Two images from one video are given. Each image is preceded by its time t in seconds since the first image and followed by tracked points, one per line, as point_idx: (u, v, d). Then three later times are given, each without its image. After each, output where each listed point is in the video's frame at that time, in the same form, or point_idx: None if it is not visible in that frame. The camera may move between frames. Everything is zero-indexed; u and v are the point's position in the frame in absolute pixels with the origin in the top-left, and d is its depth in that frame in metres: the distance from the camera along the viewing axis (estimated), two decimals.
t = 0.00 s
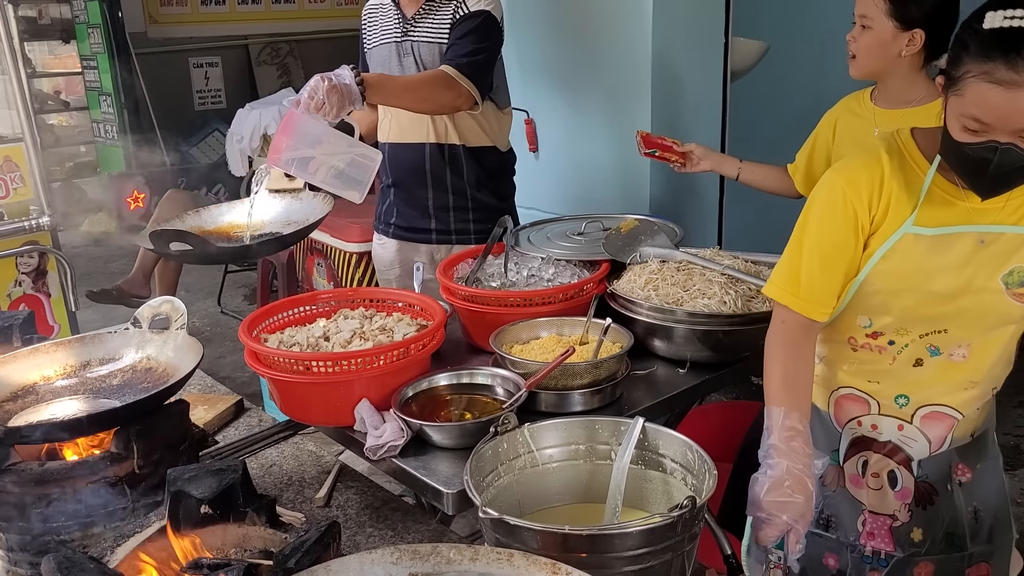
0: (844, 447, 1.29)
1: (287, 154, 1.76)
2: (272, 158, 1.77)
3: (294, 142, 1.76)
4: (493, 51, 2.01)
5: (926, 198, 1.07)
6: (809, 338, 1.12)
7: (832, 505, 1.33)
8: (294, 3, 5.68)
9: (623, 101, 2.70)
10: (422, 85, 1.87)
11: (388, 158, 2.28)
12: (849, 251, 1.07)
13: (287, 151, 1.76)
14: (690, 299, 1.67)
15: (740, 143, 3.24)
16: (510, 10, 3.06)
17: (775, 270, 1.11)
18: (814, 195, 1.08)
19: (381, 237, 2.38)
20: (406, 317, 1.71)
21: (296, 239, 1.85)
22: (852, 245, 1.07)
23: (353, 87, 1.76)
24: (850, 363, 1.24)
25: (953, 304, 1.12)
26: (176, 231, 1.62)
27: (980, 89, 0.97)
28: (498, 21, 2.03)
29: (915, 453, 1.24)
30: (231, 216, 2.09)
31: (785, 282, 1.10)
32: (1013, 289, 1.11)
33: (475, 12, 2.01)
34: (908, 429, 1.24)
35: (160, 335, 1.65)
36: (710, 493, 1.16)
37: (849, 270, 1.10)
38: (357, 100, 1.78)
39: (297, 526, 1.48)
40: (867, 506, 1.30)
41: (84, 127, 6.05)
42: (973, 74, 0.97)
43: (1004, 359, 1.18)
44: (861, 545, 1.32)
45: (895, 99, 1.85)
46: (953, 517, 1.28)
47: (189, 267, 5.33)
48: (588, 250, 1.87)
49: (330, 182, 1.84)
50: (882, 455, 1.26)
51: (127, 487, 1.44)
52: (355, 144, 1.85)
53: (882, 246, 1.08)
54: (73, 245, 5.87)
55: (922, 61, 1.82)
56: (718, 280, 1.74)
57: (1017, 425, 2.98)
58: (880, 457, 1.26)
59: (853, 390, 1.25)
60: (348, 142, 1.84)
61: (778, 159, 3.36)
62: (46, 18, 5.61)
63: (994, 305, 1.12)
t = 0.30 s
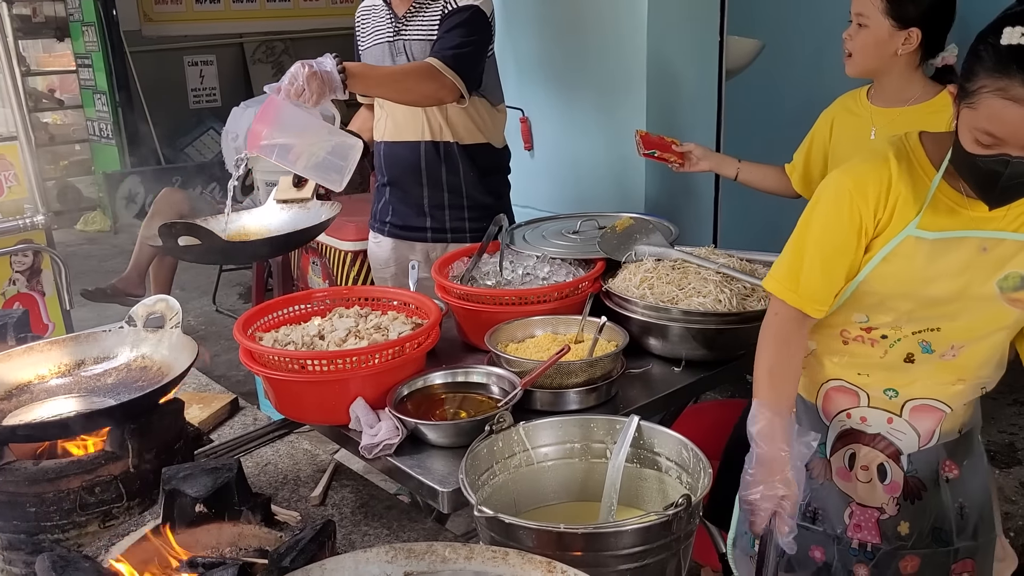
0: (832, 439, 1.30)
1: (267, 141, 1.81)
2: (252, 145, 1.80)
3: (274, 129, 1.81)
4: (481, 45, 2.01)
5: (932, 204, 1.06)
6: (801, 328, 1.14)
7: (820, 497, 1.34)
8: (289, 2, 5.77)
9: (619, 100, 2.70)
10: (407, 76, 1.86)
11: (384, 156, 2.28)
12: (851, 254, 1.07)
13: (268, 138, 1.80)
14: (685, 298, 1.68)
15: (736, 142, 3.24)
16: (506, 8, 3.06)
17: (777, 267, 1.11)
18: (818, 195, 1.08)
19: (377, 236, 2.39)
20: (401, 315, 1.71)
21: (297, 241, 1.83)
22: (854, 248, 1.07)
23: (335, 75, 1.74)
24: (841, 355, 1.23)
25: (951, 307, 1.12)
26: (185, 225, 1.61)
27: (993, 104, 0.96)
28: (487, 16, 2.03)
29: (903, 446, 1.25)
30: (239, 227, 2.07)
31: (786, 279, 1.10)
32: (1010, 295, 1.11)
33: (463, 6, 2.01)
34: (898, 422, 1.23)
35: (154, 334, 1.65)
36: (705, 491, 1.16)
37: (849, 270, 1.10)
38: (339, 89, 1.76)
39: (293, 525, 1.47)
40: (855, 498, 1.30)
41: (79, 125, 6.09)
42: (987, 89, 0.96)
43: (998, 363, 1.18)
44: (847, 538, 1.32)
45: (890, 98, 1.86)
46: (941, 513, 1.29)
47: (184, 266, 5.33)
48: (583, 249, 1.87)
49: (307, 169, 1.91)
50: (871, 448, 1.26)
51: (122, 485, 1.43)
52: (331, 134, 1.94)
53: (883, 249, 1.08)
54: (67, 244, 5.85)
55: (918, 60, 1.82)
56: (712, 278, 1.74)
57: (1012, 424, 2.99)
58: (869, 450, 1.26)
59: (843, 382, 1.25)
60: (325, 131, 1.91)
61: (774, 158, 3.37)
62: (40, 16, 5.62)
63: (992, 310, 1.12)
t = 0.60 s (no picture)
0: (834, 449, 1.31)
1: (257, 128, 1.80)
2: (240, 131, 1.80)
3: (264, 117, 1.80)
4: (477, 44, 2.01)
5: (921, 224, 1.07)
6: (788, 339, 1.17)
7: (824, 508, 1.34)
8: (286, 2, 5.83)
9: (615, 101, 2.70)
10: (399, 72, 1.86)
11: (382, 158, 2.28)
12: (837, 271, 1.10)
13: (256, 126, 1.80)
14: (683, 299, 1.68)
15: (733, 143, 3.25)
16: (503, 9, 3.05)
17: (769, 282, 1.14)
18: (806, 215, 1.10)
19: (377, 236, 2.39)
20: (399, 317, 1.71)
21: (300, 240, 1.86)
22: (842, 265, 1.09)
23: (326, 66, 1.73)
24: (837, 367, 1.24)
25: (944, 323, 1.14)
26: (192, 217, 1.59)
27: (988, 126, 0.97)
28: (483, 16, 2.03)
29: (905, 449, 1.26)
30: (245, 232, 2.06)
31: (776, 294, 1.13)
32: (1003, 312, 1.12)
33: (459, 5, 2.01)
34: (898, 426, 1.24)
35: (152, 335, 1.64)
36: (704, 493, 1.17)
37: (836, 286, 1.12)
38: (330, 81, 1.75)
39: (291, 527, 1.47)
40: (860, 506, 1.31)
41: (75, 125, 6.10)
42: (983, 111, 0.97)
43: (988, 377, 1.20)
44: (856, 547, 1.33)
45: (887, 100, 1.87)
46: (945, 517, 1.29)
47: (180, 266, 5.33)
48: (580, 251, 1.87)
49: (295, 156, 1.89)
50: (874, 454, 1.27)
51: (120, 487, 1.43)
52: (322, 125, 1.92)
53: (873, 268, 1.10)
54: (63, 244, 5.85)
55: (915, 63, 1.82)
56: (710, 280, 1.75)
57: (1008, 425, 3.00)
58: (871, 456, 1.28)
59: (839, 392, 1.26)
60: (317, 120, 1.90)
61: (770, 160, 3.37)
62: (36, 15, 5.64)
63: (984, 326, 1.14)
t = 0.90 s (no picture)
0: (841, 466, 1.34)
1: (258, 122, 1.80)
2: (242, 123, 1.80)
3: (265, 112, 1.81)
4: (480, 46, 2.01)
5: (940, 273, 1.06)
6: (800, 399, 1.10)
7: (833, 523, 1.38)
8: (283, 3, 5.83)
9: (612, 103, 2.71)
10: (396, 71, 1.85)
11: (385, 160, 2.29)
12: (859, 326, 1.05)
13: (258, 120, 1.80)
14: (680, 302, 1.69)
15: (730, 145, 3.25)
16: (500, 11, 3.05)
17: (785, 339, 1.07)
18: (823, 263, 1.05)
19: (378, 238, 2.39)
20: (396, 319, 1.71)
21: (299, 242, 1.85)
22: (864, 319, 1.05)
23: (326, 62, 1.73)
24: (844, 395, 1.28)
25: (954, 363, 1.16)
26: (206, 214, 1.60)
27: (1008, 183, 0.91)
28: (485, 17, 2.04)
29: (909, 465, 1.29)
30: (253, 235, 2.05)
31: (796, 353, 1.06)
32: (1015, 346, 1.14)
33: (462, 8, 2.02)
34: (904, 444, 1.28)
35: (149, 338, 1.64)
36: (700, 496, 1.17)
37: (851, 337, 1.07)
38: (330, 78, 1.76)
39: (288, 530, 1.47)
40: (866, 522, 1.35)
41: (72, 126, 6.11)
42: (1002, 167, 0.91)
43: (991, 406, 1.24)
44: (864, 562, 1.37)
45: (882, 102, 1.87)
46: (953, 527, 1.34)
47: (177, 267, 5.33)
48: (577, 253, 1.88)
49: (295, 148, 1.92)
50: (880, 470, 1.31)
51: (117, 490, 1.42)
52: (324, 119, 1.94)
53: (889, 317, 1.08)
54: (60, 245, 5.84)
55: (908, 65, 1.83)
56: (707, 283, 1.75)
57: (1005, 426, 3.01)
58: (876, 472, 1.31)
59: (846, 416, 1.30)
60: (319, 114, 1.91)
61: (767, 162, 3.38)
62: (33, 17, 5.66)
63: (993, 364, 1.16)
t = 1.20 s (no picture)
0: (845, 469, 1.35)
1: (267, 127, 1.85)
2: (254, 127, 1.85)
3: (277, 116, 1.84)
4: (490, 45, 2.01)
5: (940, 269, 1.06)
6: (809, 413, 1.08)
7: (837, 528, 1.38)
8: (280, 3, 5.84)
9: (610, 103, 2.72)
10: (404, 73, 1.88)
11: (394, 158, 2.30)
12: (865, 327, 1.05)
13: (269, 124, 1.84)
14: (678, 301, 1.69)
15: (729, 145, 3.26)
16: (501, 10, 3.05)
17: (790, 343, 1.07)
18: (824, 265, 1.05)
19: (386, 234, 2.39)
20: (394, 318, 1.71)
21: (304, 241, 1.85)
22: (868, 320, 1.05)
23: (331, 64, 1.79)
24: (849, 396, 1.29)
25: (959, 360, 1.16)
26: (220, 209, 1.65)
27: (1004, 171, 0.92)
28: (496, 16, 2.03)
29: (914, 468, 1.30)
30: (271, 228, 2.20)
31: (802, 357, 1.06)
32: (1019, 341, 1.13)
33: (472, 7, 2.01)
34: (908, 447, 1.29)
35: (148, 337, 1.64)
36: (699, 495, 1.17)
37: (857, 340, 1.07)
38: (336, 79, 1.81)
39: (286, 528, 1.47)
40: (871, 527, 1.35)
41: (69, 126, 6.12)
42: (999, 155, 0.91)
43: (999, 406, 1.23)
44: (869, 567, 1.36)
45: (877, 101, 1.87)
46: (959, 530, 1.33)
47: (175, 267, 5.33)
48: (576, 253, 1.88)
49: (306, 146, 1.90)
50: (885, 473, 1.32)
51: (115, 489, 1.42)
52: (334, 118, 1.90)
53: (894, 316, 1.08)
54: (57, 246, 5.83)
55: (904, 64, 1.83)
56: (705, 282, 1.75)
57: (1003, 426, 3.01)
58: (881, 475, 1.32)
59: (850, 419, 1.32)
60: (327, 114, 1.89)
61: (766, 162, 3.39)
62: (30, 17, 5.69)
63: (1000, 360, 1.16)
